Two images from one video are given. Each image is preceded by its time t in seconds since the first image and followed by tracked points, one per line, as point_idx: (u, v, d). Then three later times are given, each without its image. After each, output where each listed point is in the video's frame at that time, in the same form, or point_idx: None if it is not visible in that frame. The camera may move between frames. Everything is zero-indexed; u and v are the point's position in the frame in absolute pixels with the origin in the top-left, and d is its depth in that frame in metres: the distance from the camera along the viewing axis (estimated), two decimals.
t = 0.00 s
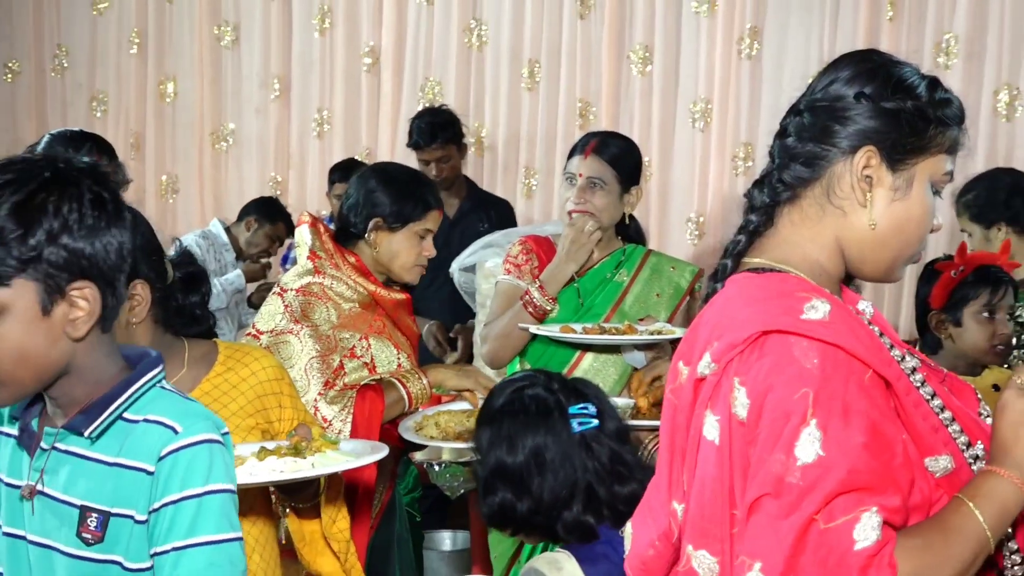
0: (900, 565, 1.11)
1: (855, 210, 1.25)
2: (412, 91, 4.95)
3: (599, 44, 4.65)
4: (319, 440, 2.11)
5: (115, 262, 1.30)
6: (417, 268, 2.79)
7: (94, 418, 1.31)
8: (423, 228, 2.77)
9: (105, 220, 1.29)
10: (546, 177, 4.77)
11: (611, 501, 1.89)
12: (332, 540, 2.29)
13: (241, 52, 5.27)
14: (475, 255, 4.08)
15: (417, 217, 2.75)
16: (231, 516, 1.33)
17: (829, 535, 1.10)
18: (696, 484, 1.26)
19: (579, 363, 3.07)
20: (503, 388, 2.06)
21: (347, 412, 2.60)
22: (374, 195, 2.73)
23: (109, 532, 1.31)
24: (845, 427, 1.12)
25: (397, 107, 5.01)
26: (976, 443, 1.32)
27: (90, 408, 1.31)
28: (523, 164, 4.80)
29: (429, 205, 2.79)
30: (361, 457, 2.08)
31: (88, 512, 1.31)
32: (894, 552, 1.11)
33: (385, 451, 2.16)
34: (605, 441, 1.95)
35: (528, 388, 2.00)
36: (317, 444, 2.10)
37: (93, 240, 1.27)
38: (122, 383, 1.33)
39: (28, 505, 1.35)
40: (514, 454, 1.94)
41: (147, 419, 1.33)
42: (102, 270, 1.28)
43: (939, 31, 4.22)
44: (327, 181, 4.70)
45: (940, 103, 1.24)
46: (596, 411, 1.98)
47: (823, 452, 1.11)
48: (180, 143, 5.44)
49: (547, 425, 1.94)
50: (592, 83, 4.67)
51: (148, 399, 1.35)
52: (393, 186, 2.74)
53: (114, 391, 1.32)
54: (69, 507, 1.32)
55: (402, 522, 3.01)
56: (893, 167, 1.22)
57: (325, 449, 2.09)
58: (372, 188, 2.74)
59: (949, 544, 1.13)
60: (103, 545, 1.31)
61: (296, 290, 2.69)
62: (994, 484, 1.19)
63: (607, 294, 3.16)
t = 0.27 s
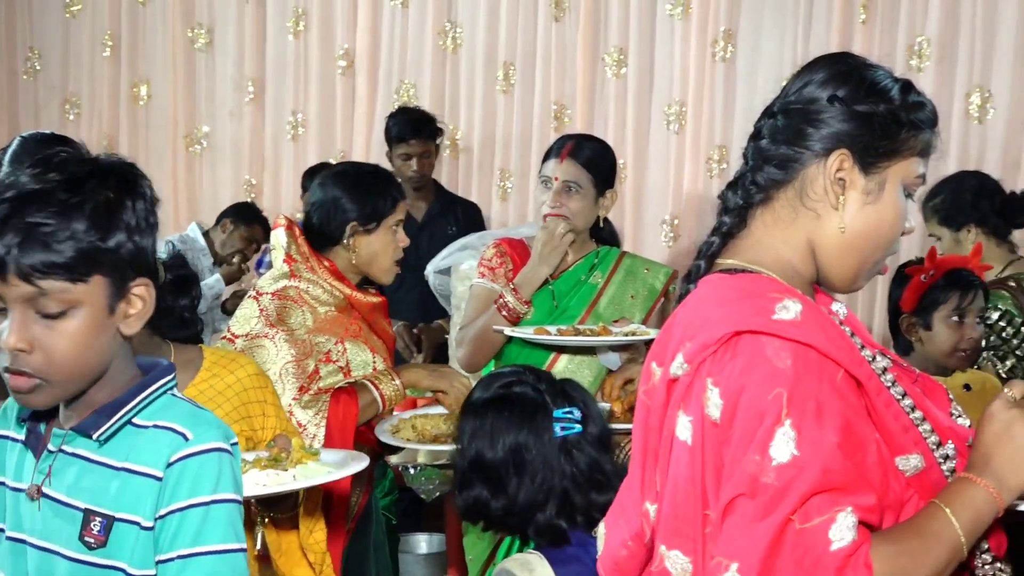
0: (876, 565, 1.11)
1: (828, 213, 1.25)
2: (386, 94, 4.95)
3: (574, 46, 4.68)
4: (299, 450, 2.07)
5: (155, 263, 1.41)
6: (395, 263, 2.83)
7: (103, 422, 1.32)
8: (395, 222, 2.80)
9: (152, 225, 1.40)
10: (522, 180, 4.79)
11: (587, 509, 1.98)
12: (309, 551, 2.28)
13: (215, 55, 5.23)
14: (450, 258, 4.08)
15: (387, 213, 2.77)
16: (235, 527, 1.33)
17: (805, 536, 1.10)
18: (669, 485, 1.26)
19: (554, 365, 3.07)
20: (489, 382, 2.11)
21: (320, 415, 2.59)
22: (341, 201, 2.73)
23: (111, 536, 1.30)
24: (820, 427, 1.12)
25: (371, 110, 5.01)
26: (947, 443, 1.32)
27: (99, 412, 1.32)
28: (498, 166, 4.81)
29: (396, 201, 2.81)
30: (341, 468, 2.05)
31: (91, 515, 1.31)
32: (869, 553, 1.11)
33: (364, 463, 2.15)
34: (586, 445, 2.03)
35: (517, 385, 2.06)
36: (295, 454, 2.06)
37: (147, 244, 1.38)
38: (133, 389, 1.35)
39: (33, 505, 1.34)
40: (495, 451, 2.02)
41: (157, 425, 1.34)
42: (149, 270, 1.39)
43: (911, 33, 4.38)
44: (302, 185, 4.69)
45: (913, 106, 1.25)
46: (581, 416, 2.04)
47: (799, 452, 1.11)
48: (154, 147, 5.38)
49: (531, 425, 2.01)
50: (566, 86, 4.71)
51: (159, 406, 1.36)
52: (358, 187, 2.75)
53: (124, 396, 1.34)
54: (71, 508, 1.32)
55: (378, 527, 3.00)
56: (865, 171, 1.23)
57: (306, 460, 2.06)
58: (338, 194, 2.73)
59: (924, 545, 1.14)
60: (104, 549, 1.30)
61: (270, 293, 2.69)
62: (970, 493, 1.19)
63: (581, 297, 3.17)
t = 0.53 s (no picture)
0: (827, 566, 1.11)
1: (799, 215, 1.26)
2: (360, 97, 4.96)
3: (547, 49, 4.69)
4: (279, 465, 2.06)
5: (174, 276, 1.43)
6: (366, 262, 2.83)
7: (114, 436, 1.31)
8: (363, 221, 2.80)
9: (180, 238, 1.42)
10: (496, 182, 4.81)
11: (571, 510, 1.96)
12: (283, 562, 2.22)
13: (187, 57, 5.21)
14: (423, 261, 4.07)
15: (353, 213, 2.76)
16: (244, 541, 1.32)
17: (758, 534, 1.11)
18: (637, 481, 1.26)
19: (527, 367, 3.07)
20: (485, 376, 2.09)
21: (290, 423, 2.61)
22: (307, 203, 2.72)
23: (123, 551, 1.29)
24: (778, 424, 1.12)
25: (345, 113, 5.01)
26: (915, 441, 1.33)
27: (110, 426, 1.31)
28: (471, 169, 4.83)
29: (362, 200, 2.81)
30: (320, 483, 2.04)
31: (102, 529, 1.30)
32: (821, 553, 1.11)
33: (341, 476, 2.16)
34: (575, 446, 2.00)
35: (513, 379, 2.05)
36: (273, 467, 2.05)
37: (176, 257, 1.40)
38: (142, 402, 1.34)
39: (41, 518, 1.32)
40: (484, 444, 1.99)
41: (169, 437, 1.33)
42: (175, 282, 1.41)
43: (883, 37, 4.41)
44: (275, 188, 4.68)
45: (883, 111, 1.26)
46: (573, 417, 2.01)
47: (756, 448, 1.11)
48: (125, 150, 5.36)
49: (523, 421, 1.98)
50: (540, 89, 4.72)
51: (168, 420, 1.35)
52: (323, 187, 2.74)
53: (133, 410, 1.33)
54: (80, 523, 1.31)
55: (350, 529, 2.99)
56: (836, 174, 1.23)
57: (284, 474, 2.05)
58: (303, 196, 2.73)
59: (875, 546, 1.14)
60: (115, 564, 1.29)
61: (242, 298, 2.66)
62: (925, 497, 1.19)
63: (554, 300, 3.18)
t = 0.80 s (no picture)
0: (787, 562, 1.11)
1: (764, 216, 1.26)
2: (329, 99, 4.95)
3: (516, 51, 4.71)
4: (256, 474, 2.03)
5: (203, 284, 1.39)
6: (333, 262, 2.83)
7: (138, 448, 1.26)
8: (330, 222, 2.80)
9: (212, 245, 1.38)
10: (466, 184, 4.83)
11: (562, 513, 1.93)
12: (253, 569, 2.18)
13: (156, 59, 5.19)
14: (393, 263, 4.07)
15: (319, 214, 2.76)
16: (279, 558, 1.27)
17: (721, 529, 1.11)
18: (603, 477, 1.26)
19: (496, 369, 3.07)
20: (475, 375, 2.06)
21: (261, 427, 2.58)
22: (272, 206, 2.71)
23: (150, 566, 1.25)
24: (742, 419, 1.12)
25: (314, 115, 5.01)
26: (879, 438, 1.34)
27: (134, 439, 1.26)
28: (442, 171, 4.83)
29: (329, 200, 2.81)
30: (299, 493, 2.03)
31: (128, 544, 1.25)
32: (783, 548, 1.11)
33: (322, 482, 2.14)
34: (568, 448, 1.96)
35: (506, 379, 2.02)
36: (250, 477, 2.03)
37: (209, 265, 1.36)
38: (165, 413, 1.29)
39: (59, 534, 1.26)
40: (477, 445, 1.95)
41: (197, 450, 1.28)
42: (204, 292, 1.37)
43: (850, 40, 4.44)
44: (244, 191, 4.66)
45: (847, 113, 1.27)
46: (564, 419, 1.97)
47: (720, 442, 1.12)
48: (93, 152, 5.33)
49: (517, 421, 1.94)
50: (510, 91, 4.73)
51: (191, 432, 1.30)
52: (288, 189, 2.74)
53: (156, 422, 1.27)
54: (103, 538, 1.25)
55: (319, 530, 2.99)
56: (800, 174, 1.24)
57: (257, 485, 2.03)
58: (268, 199, 2.72)
59: (837, 543, 1.14)
60: None
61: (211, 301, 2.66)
62: (887, 494, 1.20)
63: (522, 301, 3.18)
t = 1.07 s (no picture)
0: (757, 562, 1.12)
1: (740, 217, 1.27)
2: (303, 100, 4.95)
3: (490, 53, 4.71)
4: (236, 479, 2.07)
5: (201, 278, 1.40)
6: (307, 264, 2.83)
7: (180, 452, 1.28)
8: (303, 223, 2.81)
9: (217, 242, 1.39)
10: (440, 187, 4.83)
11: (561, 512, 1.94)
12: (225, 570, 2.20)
13: (128, 60, 5.16)
14: (367, 265, 4.06)
15: (292, 215, 2.76)
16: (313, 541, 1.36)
17: (692, 527, 1.11)
18: (579, 474, 1.27)
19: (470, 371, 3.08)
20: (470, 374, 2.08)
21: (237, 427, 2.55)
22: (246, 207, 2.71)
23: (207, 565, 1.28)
24: (716, 418, 1.13)
25: (288, 118, 5.00)
26: (852, 441, 1.35)
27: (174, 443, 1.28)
28: (416, 173, 4.83)
29: (301, 202, 2.81)
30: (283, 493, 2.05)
31: (183, 546, 1.27)
32: (752, 548, 1.12)
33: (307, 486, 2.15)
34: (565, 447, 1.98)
35: (502, 378, 2.03)
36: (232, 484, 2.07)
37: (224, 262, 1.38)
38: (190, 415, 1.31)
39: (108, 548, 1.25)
40: (478, 443, 1.94)
41: (228, 448, 1.33)
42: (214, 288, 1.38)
43: (822, 44, 4.47)
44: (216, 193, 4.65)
45: (820, 111, 1.28)
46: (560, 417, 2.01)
47: (694, 440, 1.12)
48: (66, 155, 5.29)
49: (517, 420, 1.94)
50: (484, 92, 4.74)
51: (210, 432, 1.34)
52: (262, 191, 2.74)
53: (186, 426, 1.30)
54: (155, 545, 1.26)
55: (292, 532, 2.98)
56: (775, 174, 1.25)
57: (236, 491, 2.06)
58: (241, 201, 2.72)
59: (808, 544, 1.15)
60: None
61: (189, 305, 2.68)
62: (860, 496, 1.21)
63: (496, 303, 3.18)
